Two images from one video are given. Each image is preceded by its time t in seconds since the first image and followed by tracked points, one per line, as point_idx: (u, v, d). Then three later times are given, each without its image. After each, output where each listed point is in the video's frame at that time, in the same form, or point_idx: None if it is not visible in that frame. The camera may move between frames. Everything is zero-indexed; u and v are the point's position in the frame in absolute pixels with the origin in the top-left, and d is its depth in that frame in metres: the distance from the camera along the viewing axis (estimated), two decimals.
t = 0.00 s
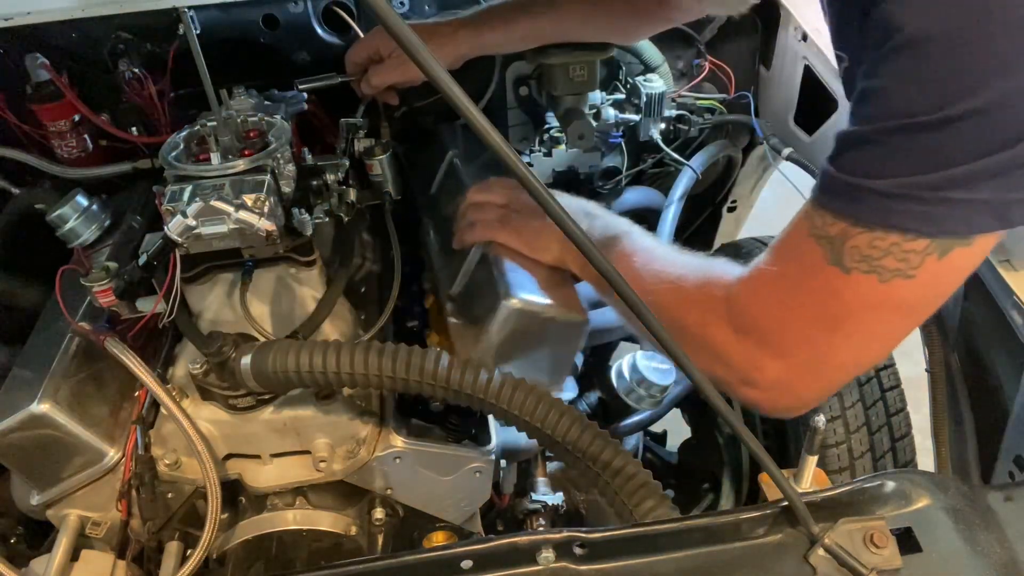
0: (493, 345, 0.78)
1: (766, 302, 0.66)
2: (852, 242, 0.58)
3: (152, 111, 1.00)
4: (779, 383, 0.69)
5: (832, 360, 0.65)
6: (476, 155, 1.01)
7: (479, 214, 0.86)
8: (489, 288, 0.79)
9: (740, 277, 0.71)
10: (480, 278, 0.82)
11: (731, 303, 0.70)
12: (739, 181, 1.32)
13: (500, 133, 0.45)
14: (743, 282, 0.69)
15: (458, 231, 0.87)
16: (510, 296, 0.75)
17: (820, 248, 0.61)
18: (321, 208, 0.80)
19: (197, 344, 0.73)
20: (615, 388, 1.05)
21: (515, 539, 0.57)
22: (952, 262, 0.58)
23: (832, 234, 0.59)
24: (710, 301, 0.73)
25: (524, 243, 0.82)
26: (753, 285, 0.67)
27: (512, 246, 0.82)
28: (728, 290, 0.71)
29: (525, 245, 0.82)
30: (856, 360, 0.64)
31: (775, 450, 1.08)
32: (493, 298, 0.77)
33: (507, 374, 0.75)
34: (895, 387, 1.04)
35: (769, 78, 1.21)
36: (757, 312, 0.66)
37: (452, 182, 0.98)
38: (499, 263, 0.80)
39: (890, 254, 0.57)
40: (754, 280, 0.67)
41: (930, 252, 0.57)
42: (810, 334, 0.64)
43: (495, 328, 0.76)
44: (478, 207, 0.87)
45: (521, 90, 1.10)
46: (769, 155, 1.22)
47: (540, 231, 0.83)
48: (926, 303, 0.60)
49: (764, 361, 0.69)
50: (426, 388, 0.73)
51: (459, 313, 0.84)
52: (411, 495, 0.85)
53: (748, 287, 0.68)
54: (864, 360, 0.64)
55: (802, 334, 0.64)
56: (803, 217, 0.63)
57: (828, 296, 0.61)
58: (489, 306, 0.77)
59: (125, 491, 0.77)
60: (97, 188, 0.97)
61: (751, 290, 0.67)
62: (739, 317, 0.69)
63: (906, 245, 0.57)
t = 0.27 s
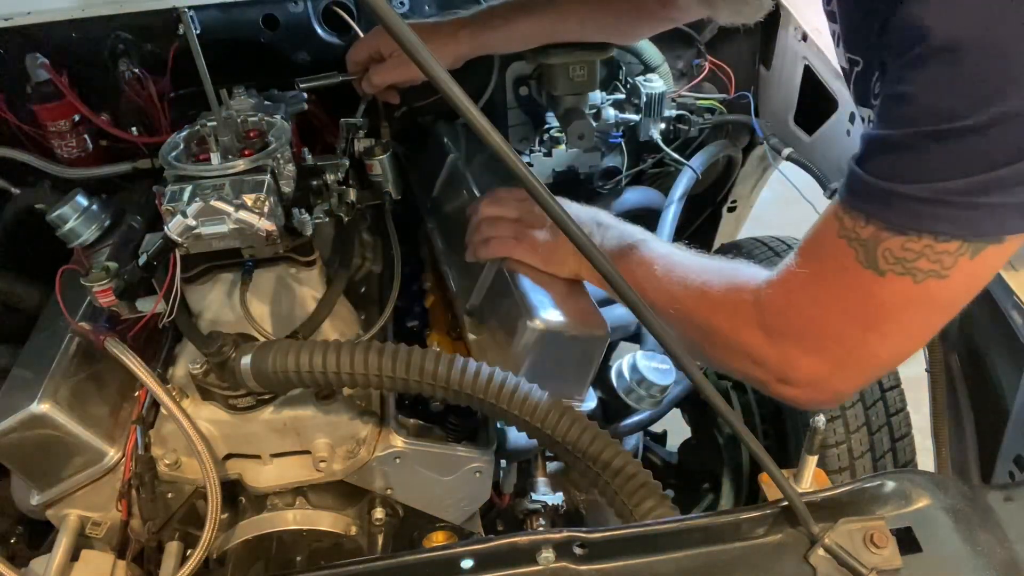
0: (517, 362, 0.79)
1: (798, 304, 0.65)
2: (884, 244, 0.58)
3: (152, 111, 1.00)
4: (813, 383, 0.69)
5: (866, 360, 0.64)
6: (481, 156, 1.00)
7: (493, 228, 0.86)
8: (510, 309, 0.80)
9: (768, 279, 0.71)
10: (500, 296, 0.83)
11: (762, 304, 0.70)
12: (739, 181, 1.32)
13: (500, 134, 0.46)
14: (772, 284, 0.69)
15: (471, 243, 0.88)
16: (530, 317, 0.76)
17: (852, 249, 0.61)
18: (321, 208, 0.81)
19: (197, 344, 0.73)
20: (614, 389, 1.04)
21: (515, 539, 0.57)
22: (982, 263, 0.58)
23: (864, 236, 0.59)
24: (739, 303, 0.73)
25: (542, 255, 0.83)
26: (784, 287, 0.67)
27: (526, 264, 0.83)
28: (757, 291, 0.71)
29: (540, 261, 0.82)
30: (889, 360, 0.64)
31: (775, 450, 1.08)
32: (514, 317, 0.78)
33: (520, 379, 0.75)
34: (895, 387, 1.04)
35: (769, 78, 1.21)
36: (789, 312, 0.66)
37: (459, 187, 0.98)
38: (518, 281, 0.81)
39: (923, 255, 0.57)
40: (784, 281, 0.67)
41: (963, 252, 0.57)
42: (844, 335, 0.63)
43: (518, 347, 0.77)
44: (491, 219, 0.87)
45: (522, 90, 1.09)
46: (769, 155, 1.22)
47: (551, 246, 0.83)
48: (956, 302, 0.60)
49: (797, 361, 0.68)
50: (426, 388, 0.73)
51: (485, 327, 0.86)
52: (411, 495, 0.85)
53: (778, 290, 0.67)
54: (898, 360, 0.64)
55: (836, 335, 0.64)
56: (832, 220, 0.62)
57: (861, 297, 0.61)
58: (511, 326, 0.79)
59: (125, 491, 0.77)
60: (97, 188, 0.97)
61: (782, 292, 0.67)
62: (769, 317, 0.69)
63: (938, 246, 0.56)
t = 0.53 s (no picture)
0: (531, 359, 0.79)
1: (816, 300, 0.66)
2: (904, 239, 0.58)
3: (152, 111, 1.00)
4: (833, 372, 0.70)
5: (886, 349, 0.65)
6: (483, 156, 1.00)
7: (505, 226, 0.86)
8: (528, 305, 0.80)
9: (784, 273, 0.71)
10: (517, 293, 0.83)
11: (780, 298, 0.70)
12: (739, 181, 1.32)
13: (500, 134, 0.46)
14: (789, 279, 0.69)
15: (483, 241, 0.88)
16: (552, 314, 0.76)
17: (872, 244, 0.61)
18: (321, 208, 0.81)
19: (197, 344, 0.73)
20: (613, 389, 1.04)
21: (515, 539, 0.57)
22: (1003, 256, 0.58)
23: (885, 230, 0.59)
24: (756, 296, 0.73)
25: (555, 252, 0.83)
26: (801, 282, 0.67)
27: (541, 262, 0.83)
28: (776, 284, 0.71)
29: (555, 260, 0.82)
30: (908, 348, 0.65)
31: (775, 450, 1.08)
32: (533, 313, 0.78)
33: (527, 383, 0.75)
34: (895, 387, 1.04)
35: (768, 78, 1.20)
36: (807, 307, 0.67)
37: (460, 188, 0.98)
38: (535, 277, 0.81)
39: (942, 251, 0.57)
40: (801, 277, 0.67)
41: (981, 248, 0.57)
42: (863, 327, 0.64)
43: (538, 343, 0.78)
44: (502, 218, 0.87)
45: (521, 90, 1.09)
46: (769, 155, 1.20)
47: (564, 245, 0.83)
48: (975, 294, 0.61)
49: (817, 352, 0.69)
50: (426, 388, 0.73)
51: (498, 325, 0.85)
52: (411, 495, 0.85)
53: (795, 285, 0.68)
54: (917, 349, 0.65)
55: (855, 328, 0.64)
56: (850, 216, 0.62)
57: (880, 292, 0.62)
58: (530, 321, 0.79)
59: (125, 492, 0.77)
60: (97, 188, 0.97)
61: (798, 288, 0.67)
62: (789, 311, 0.69)
63: (957, 242, 0.57)
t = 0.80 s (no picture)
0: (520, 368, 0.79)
1: (820, 301, 0.66)
2: (917, 240, 0.58)
3: (151, 110, 1.00)
4: (833, 374, 0.70)
5: (887, 354, 0.65)
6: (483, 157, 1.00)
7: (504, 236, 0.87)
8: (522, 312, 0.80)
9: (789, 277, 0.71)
10: (510, 298, 0.82)
11: (784, 298, 0.70)
12: (740, 181, 1.32)
13: (499, 134, 0.46)
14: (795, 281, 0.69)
15: (483, 246, 0.88)
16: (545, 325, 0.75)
17: (882, 244, 0.61)
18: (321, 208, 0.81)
19: (197, 344, 0.73)
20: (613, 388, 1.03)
21: (515, 539, 0.57)
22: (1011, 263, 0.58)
23: (896, 231, 0.59)
24: (760, 297, 0.73)
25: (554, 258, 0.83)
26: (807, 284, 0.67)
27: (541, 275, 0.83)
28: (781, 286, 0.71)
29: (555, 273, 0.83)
30: (909, 354, 0.65)
31: (775, 450, 1.07)
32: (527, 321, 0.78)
33: (529, 384, 0.75)
34: (895, 387, 1.03)
35: (768, 78, 1.20)
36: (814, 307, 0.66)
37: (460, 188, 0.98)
38: (535, 284, 0.81)
39: (953, 253, 0.57)
40: (806, 277, 0.67)
41: (993, 251, 0.57)
42: (868, 329, 0.64)
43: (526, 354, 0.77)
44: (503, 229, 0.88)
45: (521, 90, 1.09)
46: (769, 155, 1.19)
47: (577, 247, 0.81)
48: (981, 300, 0.61)
49: (819, 352, 0.69)
50: (425, 388, 0.73)
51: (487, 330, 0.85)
52: (411, 495, 0.85)
53: (800, 285, 0.68)
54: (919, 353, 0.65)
55: (859, 329, 0.64)
56: (859, 217, 0.62)
57: (887, 293, 0.62)
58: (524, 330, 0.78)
59: (125, 492, 0.77)
60: (97, 188, 0.97)
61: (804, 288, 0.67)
62: (792, 312, 0.69)
63: (970, 244, 0.57)
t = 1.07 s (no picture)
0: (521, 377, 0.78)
1: (831, 305, 0.65)
2: (928, 245, 0.58)
3: (151, 111, 1.00)
4: (842, 376, 0.70)
5: (898, 356, 0.65)
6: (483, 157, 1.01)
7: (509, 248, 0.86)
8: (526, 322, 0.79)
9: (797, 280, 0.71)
10: (513, 307, 0.82)
11: (793, 302, 0.70)
12: (739, 182, 1.33)
13: (500, 134, 0.46)
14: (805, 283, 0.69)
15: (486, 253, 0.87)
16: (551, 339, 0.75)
17: (892, 250, 0.60)
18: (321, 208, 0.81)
19: (197, 344, 0.73)
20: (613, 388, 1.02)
21: (515, 540, 0.57)
22: None
23: (907, 236, 0.59)
24: (768, 300, 0.73)
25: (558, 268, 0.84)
26: (819, 286, 0.67)
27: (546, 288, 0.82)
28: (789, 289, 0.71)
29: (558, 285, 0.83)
30: (919, 356, 0.65)
31: (775, 450, 1.07)
32: (530, 332, 0.77)
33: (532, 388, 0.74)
34: (895, 387, 1.03)
35: (768, 78, 1.21)
36: (826, 309, 0.66)
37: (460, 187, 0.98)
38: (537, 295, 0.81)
39: (965, 258, 0.57)
40: (815, 281, 0.67)
41: (1004, 255, 0.57)
42: (881, 332, 0.64)
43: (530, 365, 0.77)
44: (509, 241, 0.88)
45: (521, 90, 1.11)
46: (769, 155, 1.20)
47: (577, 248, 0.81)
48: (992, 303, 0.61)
49: (830, 356, 0.69)
50: (425, 388, 0.73)
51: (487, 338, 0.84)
52: (412, 495, 0.85)
53: (810, 289, 0.68)
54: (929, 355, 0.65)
55: (871, 332, 0.64)
56: (868, 222, 0.62)
57: (900, 296, 0.61)
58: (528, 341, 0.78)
59: (125, 492, 0.77)
60: (97, 188, 0.97)
61: (816, 290, 0.67)
62: (801, 316, 0.69)
63: (982, 249, 0.57)
